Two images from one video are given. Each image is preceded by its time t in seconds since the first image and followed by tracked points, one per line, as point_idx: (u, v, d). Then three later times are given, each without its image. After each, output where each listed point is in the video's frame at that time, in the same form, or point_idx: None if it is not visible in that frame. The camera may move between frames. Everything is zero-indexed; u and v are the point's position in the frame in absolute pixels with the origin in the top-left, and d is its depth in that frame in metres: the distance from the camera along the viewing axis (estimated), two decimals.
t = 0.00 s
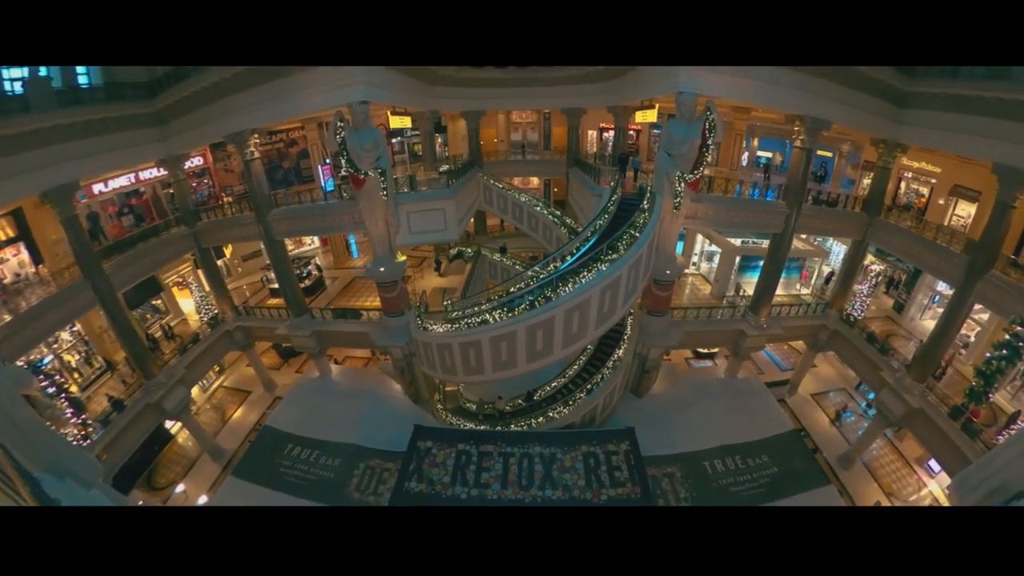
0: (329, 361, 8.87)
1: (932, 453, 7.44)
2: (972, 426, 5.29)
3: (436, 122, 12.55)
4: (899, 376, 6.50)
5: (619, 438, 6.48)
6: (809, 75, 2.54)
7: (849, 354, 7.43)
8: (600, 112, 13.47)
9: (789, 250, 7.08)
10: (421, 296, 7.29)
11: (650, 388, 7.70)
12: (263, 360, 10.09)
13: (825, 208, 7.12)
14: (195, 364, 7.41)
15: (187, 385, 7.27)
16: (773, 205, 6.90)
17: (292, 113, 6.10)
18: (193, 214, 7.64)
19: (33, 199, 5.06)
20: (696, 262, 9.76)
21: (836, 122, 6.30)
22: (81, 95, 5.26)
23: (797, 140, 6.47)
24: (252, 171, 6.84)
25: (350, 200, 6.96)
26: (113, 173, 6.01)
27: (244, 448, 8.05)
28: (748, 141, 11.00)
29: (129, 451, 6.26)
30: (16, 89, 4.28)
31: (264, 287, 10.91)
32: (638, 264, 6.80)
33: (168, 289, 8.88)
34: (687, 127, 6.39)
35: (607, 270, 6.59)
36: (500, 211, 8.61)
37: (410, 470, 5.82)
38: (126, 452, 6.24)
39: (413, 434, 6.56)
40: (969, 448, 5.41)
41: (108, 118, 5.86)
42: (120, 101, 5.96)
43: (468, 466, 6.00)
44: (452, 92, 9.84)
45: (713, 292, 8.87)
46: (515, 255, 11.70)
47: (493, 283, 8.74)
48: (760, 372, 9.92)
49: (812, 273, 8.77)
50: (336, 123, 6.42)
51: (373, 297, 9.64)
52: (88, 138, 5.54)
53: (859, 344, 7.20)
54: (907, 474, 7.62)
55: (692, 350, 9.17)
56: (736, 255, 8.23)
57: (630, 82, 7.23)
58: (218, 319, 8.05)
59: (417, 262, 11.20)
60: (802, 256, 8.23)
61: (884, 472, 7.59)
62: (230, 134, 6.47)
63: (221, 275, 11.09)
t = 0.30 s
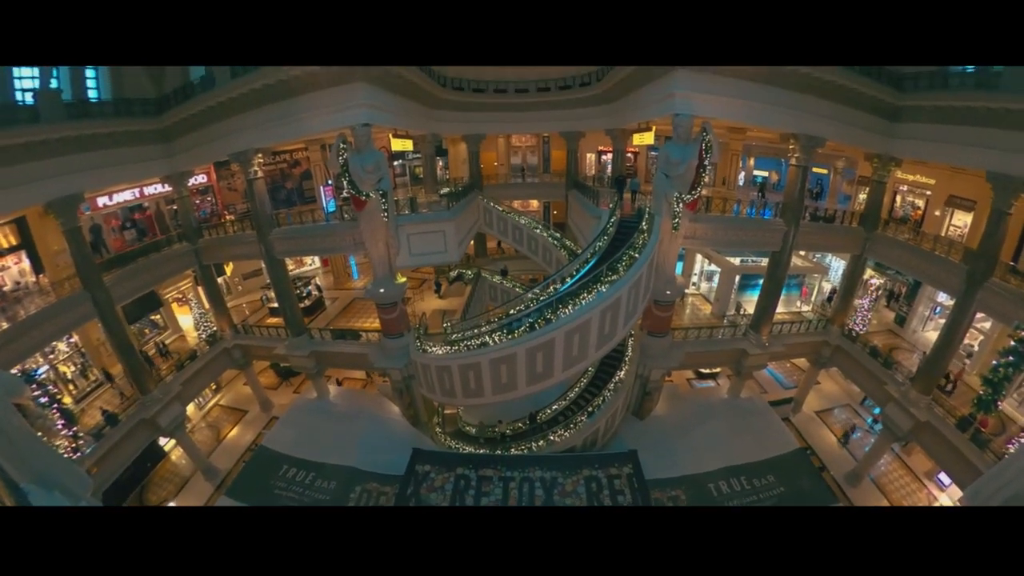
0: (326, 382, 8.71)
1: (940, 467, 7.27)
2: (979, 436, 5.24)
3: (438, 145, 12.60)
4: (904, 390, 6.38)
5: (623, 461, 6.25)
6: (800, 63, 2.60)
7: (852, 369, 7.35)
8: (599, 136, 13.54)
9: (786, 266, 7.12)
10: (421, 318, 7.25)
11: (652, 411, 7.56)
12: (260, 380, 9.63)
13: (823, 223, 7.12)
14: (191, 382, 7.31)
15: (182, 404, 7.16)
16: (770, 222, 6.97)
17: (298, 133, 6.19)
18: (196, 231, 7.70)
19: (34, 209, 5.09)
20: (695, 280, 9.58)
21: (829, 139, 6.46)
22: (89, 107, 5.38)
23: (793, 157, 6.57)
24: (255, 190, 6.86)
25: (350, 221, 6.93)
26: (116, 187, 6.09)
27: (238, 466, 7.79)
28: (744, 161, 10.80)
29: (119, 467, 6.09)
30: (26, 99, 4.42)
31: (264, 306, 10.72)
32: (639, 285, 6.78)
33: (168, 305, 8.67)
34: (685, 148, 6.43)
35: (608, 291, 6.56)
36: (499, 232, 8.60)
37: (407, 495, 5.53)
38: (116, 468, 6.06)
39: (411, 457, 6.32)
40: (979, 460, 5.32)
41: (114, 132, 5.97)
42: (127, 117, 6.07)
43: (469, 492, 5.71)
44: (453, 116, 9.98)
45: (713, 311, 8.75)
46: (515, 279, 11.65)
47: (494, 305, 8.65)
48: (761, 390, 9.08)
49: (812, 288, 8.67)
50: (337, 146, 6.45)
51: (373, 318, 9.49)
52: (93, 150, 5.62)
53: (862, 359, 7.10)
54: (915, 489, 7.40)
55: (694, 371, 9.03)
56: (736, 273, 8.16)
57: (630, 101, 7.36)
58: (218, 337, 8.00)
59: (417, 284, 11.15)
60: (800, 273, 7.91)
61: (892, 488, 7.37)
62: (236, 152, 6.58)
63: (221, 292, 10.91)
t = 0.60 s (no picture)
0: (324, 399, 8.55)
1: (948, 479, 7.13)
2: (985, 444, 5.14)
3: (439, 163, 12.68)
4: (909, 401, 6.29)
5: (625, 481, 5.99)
6: (789, 55, 2.67)
7: (855, 381, 7.28)
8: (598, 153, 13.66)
9: (787, 280, 7.09)
10: (421, 336, 7.20)
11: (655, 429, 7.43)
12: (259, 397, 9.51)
13: (822, 236, 7.13)
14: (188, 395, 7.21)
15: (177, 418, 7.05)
16: (769, 237, 6.94)
17: (301, 149, 6.29)
18: (197, 244, 7.72)
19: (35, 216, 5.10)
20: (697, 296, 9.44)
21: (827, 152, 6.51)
22: (96, 117, 5.49)
23: (790, 172, 6.62)
24: (258, 205, 6.92)
25: (351, 238, 6.95)
26: (118, 196, 6.11)
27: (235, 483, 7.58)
28: (743, 177, 10.99)
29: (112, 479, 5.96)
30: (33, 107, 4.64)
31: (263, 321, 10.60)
32: (640, 302, 6.76)
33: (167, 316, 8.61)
34: (682, 165, 6.51)
35: (608, 309, 6.53)
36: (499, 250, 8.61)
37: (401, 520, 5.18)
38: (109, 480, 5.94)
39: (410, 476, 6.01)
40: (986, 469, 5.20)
41: (120, 143, 6.04)
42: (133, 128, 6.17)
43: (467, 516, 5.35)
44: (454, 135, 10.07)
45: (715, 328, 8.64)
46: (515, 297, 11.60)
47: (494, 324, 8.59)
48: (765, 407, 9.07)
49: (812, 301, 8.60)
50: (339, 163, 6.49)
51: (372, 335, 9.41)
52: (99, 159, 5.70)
53: (865, 371, 7.03)
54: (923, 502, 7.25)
55: (697, 389, 8.92)
56: (737, 288, 8.09)
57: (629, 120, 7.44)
58: (216, 350, 7.93)
59: (417, 301, 11.09)
60: (801, 286, 7.81)
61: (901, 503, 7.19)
62: (239, 167, 6.64)
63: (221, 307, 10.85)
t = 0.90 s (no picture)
0: (323, 414, 8.42)
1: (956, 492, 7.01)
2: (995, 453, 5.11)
3: (440, 181, 12.76)
4: (914, 412, 6.22)
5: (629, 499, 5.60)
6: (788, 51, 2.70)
7: (859, 394, 7.18)
8: (598, 170, 13.77)
9: (788, 294, 7.09)
10: (421, 352, 7.14)
11: (658, 446, 7.32)
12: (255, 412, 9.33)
13: (821, 250, 7.15)
14: (185, 408, 7.11)
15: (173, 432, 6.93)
16: (769, 251, 6.96)
17: (304, 165, 6.37)
18: (198, 257, 7.70)
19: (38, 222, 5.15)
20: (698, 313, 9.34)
21: (824, 166, 6.59)
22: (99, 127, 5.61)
23: (788, 187, 6.66)
24: (260, 220, 6.94)
25: (352, 253, 6.97)
26: (120, 205, 6.15)
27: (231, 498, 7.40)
28: (741, 193, 11.05)
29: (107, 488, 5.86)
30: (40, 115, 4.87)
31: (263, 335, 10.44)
32: (641, 318, 6.74)
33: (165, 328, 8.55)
34: (682, 181, 6.57)
35: (610, 325, 6.50)
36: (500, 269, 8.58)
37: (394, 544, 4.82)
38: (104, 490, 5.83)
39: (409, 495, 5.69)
40: (997, 479, 5.15)
41: (123, 153, 6.11)
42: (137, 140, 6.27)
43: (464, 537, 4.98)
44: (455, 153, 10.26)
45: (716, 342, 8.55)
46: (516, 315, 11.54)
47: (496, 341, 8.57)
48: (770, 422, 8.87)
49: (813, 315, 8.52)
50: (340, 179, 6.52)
51: (373, 350, 9.25)
52: (101, 169, 5.75)
53: (868, 383, 6.97)
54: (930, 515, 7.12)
55: (700, 405, 8.80)
56: (738, 303, 8.03)
57: (628, 137, 7.53)
58: (214, 365, 7.88)
59: (418, 318, 11.01)
60: (802, 300, 7.81)
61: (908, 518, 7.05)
62: (243, 182, 6.71)
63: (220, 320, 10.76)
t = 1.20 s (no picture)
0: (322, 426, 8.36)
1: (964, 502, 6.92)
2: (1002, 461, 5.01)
3: (441, 194, 12.83)
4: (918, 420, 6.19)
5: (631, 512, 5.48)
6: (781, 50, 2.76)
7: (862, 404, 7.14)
8: (598, 184, 13.88)
9: (789, 305, 7.13)
10: (421, 365, 7.09)
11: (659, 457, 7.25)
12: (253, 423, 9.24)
13: (821, 259, 7.18)
14: (183, 417, 7.06)
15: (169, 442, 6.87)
16: (768, 261, 6.99)
17: (307, 176, 6.42)
18: (199, 266, 7.75)
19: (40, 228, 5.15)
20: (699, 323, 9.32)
21: (822, 177, 6.65)
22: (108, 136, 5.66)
23: (787, 197, 6.73)
24: (260, 230, 6.98)
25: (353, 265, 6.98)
26: (123, 214, 6.18)
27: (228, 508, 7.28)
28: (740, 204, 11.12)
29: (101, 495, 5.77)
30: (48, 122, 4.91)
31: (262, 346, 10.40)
32: (642, 331, 6.71)
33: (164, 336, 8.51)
34: (681, 194, 6.61)
35: (611, 338, 6.46)
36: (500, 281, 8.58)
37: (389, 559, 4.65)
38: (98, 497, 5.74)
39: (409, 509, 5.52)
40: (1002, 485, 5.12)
41: (129, 162, 6.13)
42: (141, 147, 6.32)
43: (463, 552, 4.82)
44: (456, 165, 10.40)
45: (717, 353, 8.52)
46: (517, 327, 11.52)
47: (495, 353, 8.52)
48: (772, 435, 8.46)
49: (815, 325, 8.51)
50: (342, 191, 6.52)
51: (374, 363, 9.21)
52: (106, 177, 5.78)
53: (872, 392, 6.94)
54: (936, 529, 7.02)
55: (701, 416, 8.74)
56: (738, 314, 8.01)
57: (627, 150, 7.61)
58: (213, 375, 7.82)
59: (419, 330, 11.00)
60: (803, 310, 7.83)
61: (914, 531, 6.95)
62: (246, 193, 6.76)
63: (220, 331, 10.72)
